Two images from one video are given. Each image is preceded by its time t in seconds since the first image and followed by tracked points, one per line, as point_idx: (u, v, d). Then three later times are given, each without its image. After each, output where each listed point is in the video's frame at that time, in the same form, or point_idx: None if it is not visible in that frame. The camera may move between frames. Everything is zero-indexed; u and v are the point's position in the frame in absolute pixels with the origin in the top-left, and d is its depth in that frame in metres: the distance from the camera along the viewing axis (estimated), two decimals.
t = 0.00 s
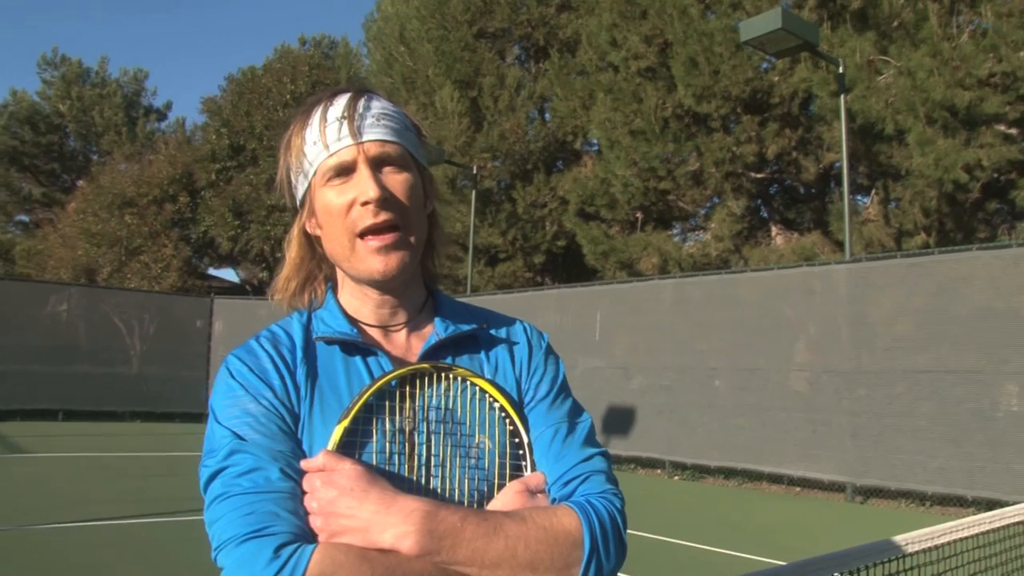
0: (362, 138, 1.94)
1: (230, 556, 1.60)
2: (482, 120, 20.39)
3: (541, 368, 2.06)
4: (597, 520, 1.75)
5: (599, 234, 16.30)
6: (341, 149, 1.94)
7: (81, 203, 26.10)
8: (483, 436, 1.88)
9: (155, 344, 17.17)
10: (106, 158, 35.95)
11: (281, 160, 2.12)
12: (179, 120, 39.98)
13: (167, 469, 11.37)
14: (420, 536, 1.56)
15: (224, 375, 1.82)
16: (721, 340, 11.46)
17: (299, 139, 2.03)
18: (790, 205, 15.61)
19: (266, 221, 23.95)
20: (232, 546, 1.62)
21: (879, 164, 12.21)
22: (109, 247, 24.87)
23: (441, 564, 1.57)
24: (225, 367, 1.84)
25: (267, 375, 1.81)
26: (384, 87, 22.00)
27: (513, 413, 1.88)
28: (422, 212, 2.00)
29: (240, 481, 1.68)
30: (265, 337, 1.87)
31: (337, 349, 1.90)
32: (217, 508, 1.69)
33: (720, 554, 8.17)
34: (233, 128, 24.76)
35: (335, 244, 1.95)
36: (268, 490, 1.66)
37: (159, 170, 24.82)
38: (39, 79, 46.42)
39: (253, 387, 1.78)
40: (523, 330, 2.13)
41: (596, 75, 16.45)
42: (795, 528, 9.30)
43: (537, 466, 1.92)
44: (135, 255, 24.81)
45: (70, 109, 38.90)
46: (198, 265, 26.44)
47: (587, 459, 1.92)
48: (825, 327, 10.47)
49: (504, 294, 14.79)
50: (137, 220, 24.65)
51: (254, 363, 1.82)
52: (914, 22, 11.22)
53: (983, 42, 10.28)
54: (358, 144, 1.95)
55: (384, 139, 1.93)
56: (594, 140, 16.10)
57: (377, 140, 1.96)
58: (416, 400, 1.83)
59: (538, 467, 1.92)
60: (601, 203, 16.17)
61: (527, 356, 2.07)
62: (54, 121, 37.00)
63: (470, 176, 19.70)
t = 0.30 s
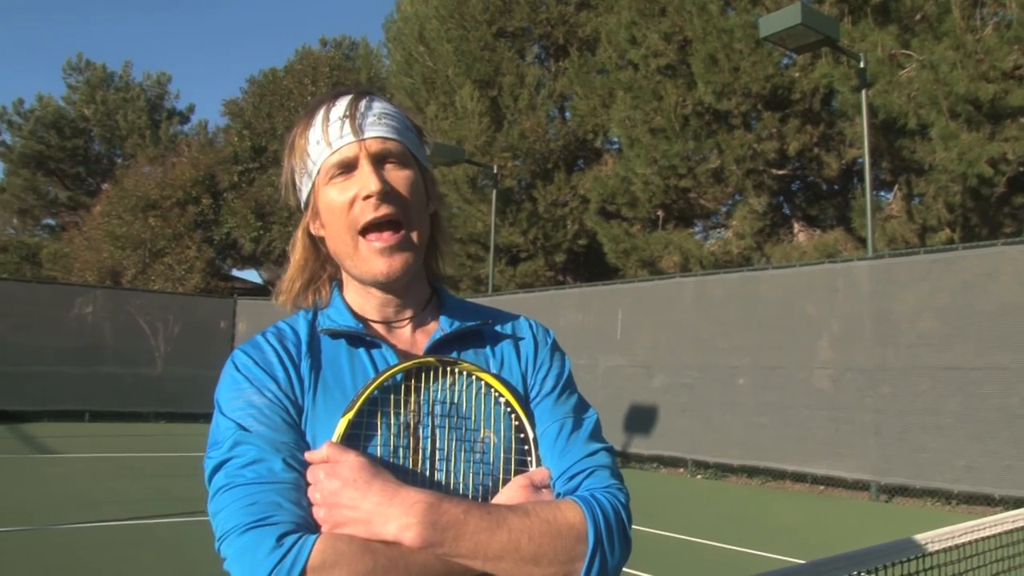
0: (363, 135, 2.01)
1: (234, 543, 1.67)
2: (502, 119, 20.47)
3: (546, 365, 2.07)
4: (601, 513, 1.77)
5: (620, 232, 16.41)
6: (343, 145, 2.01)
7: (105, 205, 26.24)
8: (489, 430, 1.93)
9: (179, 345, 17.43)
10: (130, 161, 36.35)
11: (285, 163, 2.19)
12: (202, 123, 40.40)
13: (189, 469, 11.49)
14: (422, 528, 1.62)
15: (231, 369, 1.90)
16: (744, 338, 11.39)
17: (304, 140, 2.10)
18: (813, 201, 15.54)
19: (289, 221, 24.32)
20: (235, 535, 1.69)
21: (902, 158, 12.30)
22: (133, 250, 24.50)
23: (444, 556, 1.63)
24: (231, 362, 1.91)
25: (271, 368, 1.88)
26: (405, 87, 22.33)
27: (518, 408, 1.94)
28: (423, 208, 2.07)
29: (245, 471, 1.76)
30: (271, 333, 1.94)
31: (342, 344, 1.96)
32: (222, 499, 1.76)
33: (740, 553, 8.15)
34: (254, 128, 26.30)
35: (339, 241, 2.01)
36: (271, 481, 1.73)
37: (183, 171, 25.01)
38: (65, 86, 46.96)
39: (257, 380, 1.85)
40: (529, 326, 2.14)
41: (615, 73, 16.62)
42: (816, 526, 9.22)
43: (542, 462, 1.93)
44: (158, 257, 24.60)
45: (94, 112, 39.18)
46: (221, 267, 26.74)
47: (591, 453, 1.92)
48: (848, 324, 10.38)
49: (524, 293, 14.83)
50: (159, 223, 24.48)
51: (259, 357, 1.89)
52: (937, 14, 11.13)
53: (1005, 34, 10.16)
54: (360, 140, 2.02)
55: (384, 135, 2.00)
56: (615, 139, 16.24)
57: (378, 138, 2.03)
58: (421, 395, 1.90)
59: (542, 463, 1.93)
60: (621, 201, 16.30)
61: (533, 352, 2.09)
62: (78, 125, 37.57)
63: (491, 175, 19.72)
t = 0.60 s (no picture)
0: (386, 132, 2.04)
1: (230, 516, 1.69)
2: (522, 111, 20.46)
3: (552, 357, 2.07)
4: (601, 494, 1.75)
5: (640, 223, 16.47)
6: (365, 142, 2.03)
7: (129, 198, 26.45)
8: (491, 418, 1.91)
9: (202, 337, 17.60)
10: (153, 154, 36.68)
11: (305, 154, 2.21)
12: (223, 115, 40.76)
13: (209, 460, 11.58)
14: (416, 503, 1.62)
15: (240, 356, 1.93)
16: (767, 329, 11.31)
17: (324, 133, 2.12)
18: (836, 190, 15.40)
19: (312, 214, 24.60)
20: (233, 509, 1.71)
21: (924, 148, 12.38)
22: (156, 243, 24.50)
23: (439, 534, 1.62)
24: (241, 349, 1.94)
25: (276, 353, 1.90)
26: (425, 80, 22.47)
27: (522, 396, 1.90)
28: (439, 205, 2.09)
29: (247, 449, 1.77)
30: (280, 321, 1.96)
31: (347, 332, 1.97)
32: (224, 475, 1.78)
33: (760, 545, 8.09)
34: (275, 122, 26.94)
35: (356, 231, 2.03)
36: (270, 459, 1.75)
37: (205, 165, 25.26)
38: (87, 80, 47.29)
39: (264, 363, 1.88)
40: (536, 320, 2.15)
41: (636, 63, 16.72)
42: (836, 519, 9.15)
43: (546, 449, 1.91)
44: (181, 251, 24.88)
45: (118, 107, 39.44)
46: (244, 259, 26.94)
47: (595, 439, 1.90)
48: (871, 315, 10.25)
49: (544, 286, 14.84)
50: (182, 216, 24.75)
51: (268, 343, 1.92)
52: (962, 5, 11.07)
53: None
54: (382, 138, 2.04)
55: (406, 133, 2.02)
56: (635, 130, 16.30)
57: (400, 135, 2.05)
58: (424, 378, 1.89)
59: (546, 449, 1.91)
60: (641, 191, 16.33)
61: (539, 343, 2.08)
62: (101, 120, 38.00)
63: (511, 167, 19.72)
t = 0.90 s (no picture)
0: (385, 125, 2.05)
1: (229, 524, 1.71)
2: (541, 109, 20.48)
3: (556, 360, 2.06)
4: (601, 505, 1.75)
5: (659, 221, 16.52)
6: (365, 134, 2.05)
7: (150, 198, 26.68)
8: (494, 423, 1.91)
9: (221, 336, 17.70)
10: (173, 153, 36.91)
11: (309, 152, 2.24)
12: (243, 114, 40.99)
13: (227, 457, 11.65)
14: (414, 513, 1.62)
15: (241, 359, 1.95)
16: (786, 328, 11.27)
17: (326, 130, 2.15)
18: (855, 188, 15.38)
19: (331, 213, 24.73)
20: (232, 515, 1.73)
21: (944, 144, 12.50)
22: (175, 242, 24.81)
23: (437, 544, 1.63)
24: (243, 352, 1.95)
25: (277, 359, 1.91)
26: (443, 78, 22.55)
27: (525, 402, 1.91)
28: (440, 201, 2.09)
29: (246, 455, 1.80)
30: (282, 324, 1.98)
31: (350, 335, 1.99)
32: (226, 480, 1.80)
33: (774, 544, 8.05)
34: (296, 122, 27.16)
35: (354, 227, 2.04)
36: (269, 465, 1.77)
37: (224, 164, 25.42)
38: (109, 80, 47.55)
39: (264, 368, 1.89)
40: (540, 322, 2.14)
41: (654, 60, 16.75)
42: (854, 519, 9.10)
43: (548, 455, 1.91)
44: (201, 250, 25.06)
45: (139, 107, 39.68)
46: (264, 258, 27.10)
47: (597, 447, 1.90)
48: (890, 314, 10.18)
49: (563, 283, 14.85)
50: (203, 215, 24.95)
51: (269, 348, 1.93)
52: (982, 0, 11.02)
53: None
54: (381, 131, 2.05)
55: (404, 127, 2.04)
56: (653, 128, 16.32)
57: (399, 129, 2.06)
58: (426, 384, 1.90)
59: (548, 456, 1.92)
60: (660, 189, 16.38)
61: (543, 347, 2.07)
62: (123, 120, 38.29)
63: (530, 165, 19.70)
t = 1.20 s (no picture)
0: (390, 120, 2.00)
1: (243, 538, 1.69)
2: (558, 104, 20.45)
3: (566, 359, 2.02)
4: (611, 512, 1.73)
5: (677, 217, 16.48)
6: (369, 130, 2.00)
7: (170, 196, 26.87)
8: (504, 425, 1.89)
9: (242, 332, 17.78)
10: (194, 151, 37.13)
11: (312, 147, 2.19)
12: (264, 112, 41.19)
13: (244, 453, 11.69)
14: (426, 526, 1.62)
15: (250, 362, 1.91)
16: (808, 323, 11.17)
17: (330, 124, 2.10)
18: (876, 181, 15.26)
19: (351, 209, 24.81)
20: (246, 528, 1.72)
21: (967, 136, 12.37)
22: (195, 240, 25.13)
23: (449, 555, 1.62)
24: (251, 354, 1.92)
25: (287, 364, 1.88)
26: (460, 75, 22.56)
27: (534, 404, 1.89)
28: (447, 198, 2.04)
29: (257, 465, 1.77)
30: (290, 325, 1.94)
31: (359, 336, 1.94)
32: (237, 490, 1.79)
33: (790, 541, 7.98)
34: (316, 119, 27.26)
35: (361, 225, 2.00)
36: (280, 475, 1.74)
37: (243, 162, 25.56)
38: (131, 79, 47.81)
39: (274, 373, 1.86)
40: (550, 318, 2.09)
41: (671, 55, 16.71)
42: (874, 515, 9.00)
43: (557, 459, 1.88)
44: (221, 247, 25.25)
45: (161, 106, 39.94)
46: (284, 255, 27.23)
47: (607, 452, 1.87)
48: (911, 309, 10.05)
49: (581, 279, 14.83)
50: (222, 213, 25.16)
51: (279, 351, 1.90)
52: None
53: None
54: (385, 126, 2.01)
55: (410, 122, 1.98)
56: (670, 123, 16.27)
57: (405, 123, 2.01)
58: (436, 390, 1.88)
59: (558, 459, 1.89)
60: (679, 184, 16.34)
61: (553, 345, 2.03)
62: (145, 118, 38.58)
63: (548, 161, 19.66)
